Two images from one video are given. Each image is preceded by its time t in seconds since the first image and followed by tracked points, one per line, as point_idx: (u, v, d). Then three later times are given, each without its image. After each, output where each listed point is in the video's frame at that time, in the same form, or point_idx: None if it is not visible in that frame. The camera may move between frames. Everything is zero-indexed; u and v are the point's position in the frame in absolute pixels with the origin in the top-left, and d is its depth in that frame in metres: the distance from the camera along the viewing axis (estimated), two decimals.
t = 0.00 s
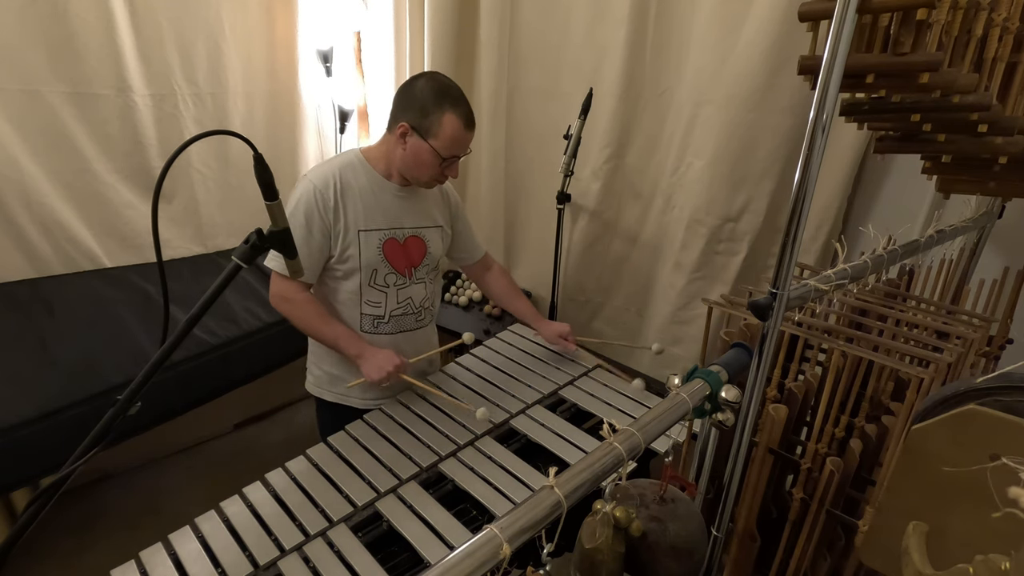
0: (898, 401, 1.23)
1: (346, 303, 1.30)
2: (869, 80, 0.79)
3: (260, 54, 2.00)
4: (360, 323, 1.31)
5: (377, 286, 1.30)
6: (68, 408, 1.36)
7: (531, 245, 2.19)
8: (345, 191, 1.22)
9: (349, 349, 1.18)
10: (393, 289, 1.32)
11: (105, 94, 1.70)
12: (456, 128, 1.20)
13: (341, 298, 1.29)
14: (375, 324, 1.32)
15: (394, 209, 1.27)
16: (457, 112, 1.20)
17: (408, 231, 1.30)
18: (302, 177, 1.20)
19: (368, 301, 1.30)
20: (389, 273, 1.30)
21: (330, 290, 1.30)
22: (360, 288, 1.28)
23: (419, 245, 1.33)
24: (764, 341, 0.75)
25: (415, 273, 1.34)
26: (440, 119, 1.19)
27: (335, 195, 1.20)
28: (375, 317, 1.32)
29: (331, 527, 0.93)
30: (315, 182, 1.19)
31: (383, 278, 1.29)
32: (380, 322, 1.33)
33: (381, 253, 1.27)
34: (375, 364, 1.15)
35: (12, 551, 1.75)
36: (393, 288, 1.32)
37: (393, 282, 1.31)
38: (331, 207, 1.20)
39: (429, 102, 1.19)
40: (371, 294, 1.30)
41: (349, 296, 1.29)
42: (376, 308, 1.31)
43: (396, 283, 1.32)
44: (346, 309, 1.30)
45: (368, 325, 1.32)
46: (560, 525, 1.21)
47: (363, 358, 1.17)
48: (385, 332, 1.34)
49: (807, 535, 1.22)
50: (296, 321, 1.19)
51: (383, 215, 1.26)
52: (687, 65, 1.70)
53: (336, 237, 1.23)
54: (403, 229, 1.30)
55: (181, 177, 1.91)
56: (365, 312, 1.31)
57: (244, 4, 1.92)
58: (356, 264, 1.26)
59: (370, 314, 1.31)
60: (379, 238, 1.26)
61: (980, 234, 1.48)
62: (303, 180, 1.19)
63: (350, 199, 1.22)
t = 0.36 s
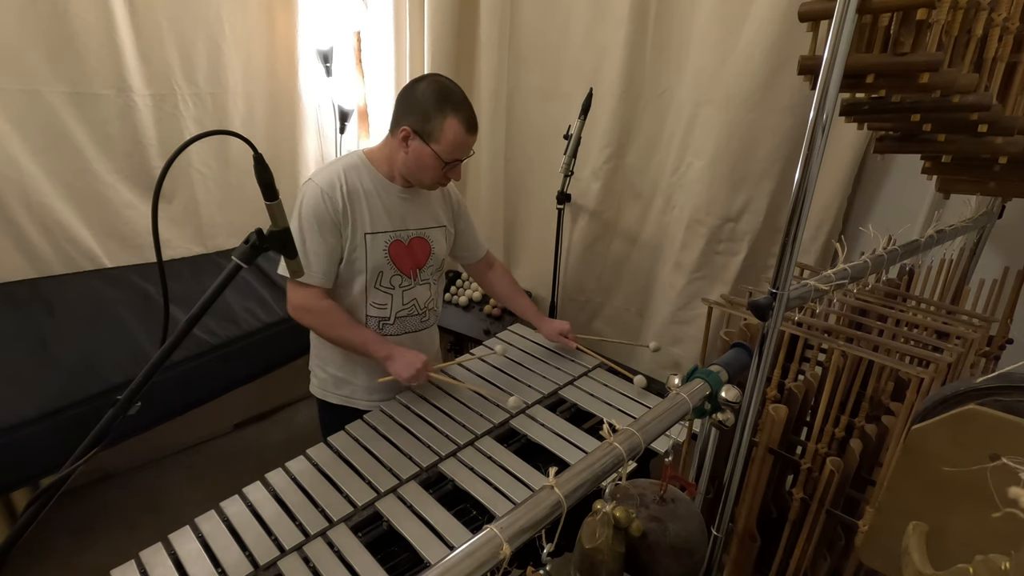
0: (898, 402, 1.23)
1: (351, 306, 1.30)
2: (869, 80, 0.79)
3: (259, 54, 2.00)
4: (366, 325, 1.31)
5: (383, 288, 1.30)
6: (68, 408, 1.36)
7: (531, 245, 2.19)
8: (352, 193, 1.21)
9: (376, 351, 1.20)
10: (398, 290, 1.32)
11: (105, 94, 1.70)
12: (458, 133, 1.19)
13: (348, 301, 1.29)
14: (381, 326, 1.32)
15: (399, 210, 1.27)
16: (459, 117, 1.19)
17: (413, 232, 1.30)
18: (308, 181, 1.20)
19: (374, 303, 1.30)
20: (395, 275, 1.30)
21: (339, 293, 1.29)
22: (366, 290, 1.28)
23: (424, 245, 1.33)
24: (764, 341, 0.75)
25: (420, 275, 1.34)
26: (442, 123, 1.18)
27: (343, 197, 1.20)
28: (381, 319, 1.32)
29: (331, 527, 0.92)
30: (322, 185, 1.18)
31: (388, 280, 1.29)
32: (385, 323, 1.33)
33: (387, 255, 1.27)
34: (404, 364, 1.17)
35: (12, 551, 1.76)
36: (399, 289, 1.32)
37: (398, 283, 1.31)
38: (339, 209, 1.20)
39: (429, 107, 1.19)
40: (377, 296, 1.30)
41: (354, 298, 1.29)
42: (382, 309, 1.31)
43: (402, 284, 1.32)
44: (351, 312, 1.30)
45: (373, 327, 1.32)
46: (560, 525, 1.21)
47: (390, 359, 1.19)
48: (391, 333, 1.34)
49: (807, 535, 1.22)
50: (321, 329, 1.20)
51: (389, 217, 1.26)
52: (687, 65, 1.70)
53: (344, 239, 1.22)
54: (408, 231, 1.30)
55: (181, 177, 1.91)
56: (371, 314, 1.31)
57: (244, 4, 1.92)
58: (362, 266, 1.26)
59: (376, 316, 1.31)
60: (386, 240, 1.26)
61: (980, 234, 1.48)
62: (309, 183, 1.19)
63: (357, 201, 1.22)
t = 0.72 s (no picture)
0: (898, 401, 1.23)
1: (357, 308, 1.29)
2: (869, 80, 0.79)
3: (259, 54, 2.00)
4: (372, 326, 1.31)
5: (389, 289, 1.30)
6: (68, 408, 1.36)
7: (531, 245, 2.19)
8: (360, 194, 1.20)
9: (396, 353, 1.20)
10: (404, 290, 1.32)
11: (105, 94, 1.70)
12: (462, 139, 1.18)
13: (355, 302, 1.29)
14: (387, 326, 1.32)
15: (404, 211, 1.27)
16: (463, 122, 1.18)
17: (417, 232, 1.31)
18: (314, 183, 1.18)
19: (380, 304, 1.30)
20: (401, 275, 1.30)
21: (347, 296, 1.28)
22: (373, 291, 1.28)
23: (428, 245, 1.33)
24: (764, 341, 0.75)
25: (424, 274, 1.35)
26: (446, 129, 1.18)
27: (353, 198, 1.19)
28: (387, 319, 1.32)
29: (331, 527, 0.92)
30: (331, 187, 1.17)
31: (395, 280, 1.29)
32: (391, 323, 1.33)
33: (393, 256, 1.27)
34: (424, 366, 1.19)
35: (12, 552, 1.76)
36: (405, 290, 1.32)
37: (404, 284, 1.31)
38: (350, 211, 1.18)
39: (434, 113, 1.18)
40: (383, 297, 1.30)
41: (360, 299, 1.29)
42: (388, 310, 1.31)
43: (407, 285, 1.32)
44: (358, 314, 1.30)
45: (378, 327, 1.32)
46: (560, 525, 1.21)
47: (409, 362, 1.20)
48: (396, 333, 1.35)
49: (807, 535, 1.21)
50: (341, 333, 1.19)
51: (395, 217, 1.26)
52: (687, 65, 1.70)
53: (354, 241, 1.22)
54: (413, 231, 1.30)
55: (181, 177, 1.91)
56: (377, 314, 1.31)
57: (244, 4, 1.92)
58: (370, 268, 1.26)
59: (382, 316, 1.31)
60: (392, 241, 1.27)
61: (980, 234, 1.48)
62: (317, 186, 1.17)
63: (365, 202, 1.21)
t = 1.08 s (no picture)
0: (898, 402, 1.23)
1: (359, 309, 1.29)
2: (869, 80, 0.79)
3: (259, 54, 2.00)
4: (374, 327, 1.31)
5: (391, 289, 1.30)
6: (68, 408, 1.36)
7: (531, 245, 2.19)
8: (362, 195, 1.20)
9: (395, 353, 1.21)
10: (407, 290, 1.32)
11: (105, 94, 1.70)
12: (466, 142, 1.18)
13: (357, 303, 1.29)
14: (389, 326, 1.32)
15: (405, 211, 1.28)
16: (467, 126, 1.18)
17: (419, 232, 1.31)
18: (317, 184, 1.18)
19: (383, 304, 1.30)
20: (403, 275, 1.30)
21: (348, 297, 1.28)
22: (375, 292, 1.28)
23: (429, 245, 1.34)
24: (764, 341, 0.75)
25: (426, 274, 1.35)
26: (450, 132, 1.17)
27: (355, 199, 1.19)
28: (389, 319, 1.32)
29: (331, 527, 0.92)
30: (334, 187, 1.17)
31: (397, 280, 1.29)
32: (393, 323, 1.33)
33: (395, 256, 1.27)
34: (423, 366, 1.20)
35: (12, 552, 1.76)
36: (407, 290, 1.32)
37: (406, 284, 1.31)
38: (352, 211, 1.18)
39: (438, 116, 1.18)
40: (386, 297, 1.30)
41: (362, 300, 1.28)
42: (391, 310, 1.31)
43: (409, 285, 1.32)
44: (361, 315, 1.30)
45: (380, 327, 1.32)
46: (560, 525, 1.21)
47: (408, 362, 1.21)
48: (399, 334, 1.35)
49: (807, 535, 1.21)
50: (341, 333, 1.19)
51: (397, 217, 1.26)
52: (687, 65, 1.70)
53: (356, 242, 1.21)
54: (415, 231, 1.30)
55: (182, 177, 1.91)
56: (380, 314, 1.30)
57: (244, 4, 1.92)
58: (372, 268, 1.26)
59: (385, 317, 1.31)
60: (394, 242, 1.27)
61: (980, 234, 1.48)
62: (319, 186, 1.17)
63: (367, 203, 1.21)
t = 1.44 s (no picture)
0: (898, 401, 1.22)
1: (355, 309, 1.29)
2: (869, 80, 0.79)
3: (259, 54, 2.00)
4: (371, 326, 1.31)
5: (387, 288, 1.30)
6: (68, 408, 1.36)
7: (531, 245, 2.19)
8: (357, 195, 1.20)
9: (389, 352, 1.21)
10: (402, 290, 1.32)
11: (105, 94, 1.70)
12: (458, 141, 1.18)
13: (354, 303, 1.29)
14: (385, 326, 1.33)
15: (401, 211, 1.27)
16: (459, 125, 1.17)
17: (415, 232, 1.31)
18: (311, 183, 1.18)
19: (378, 303, 1.30)
20: (398, 275, 1.30)
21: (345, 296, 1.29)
22: (371, 292, 1.28)
23: (425, 245, 1.33)
24: (764, 341, 0.75)
25: (422, 274, 1.35)
26: (442, 131, 1.17)
27: (349, 198, 1.19)
28: (386, 319, 1.32)
29: (331, 527, 0.92)
30: (327, 187, 1.17)
31: (393, 280, 1.30)
32: (389, 323, 1.33)
33: (391, 256, 1.27)
34: (418, 365, 1.19)
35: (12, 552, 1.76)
36: (403, 289, 1.32)
37: (402, 284, 1.32)
38: (346, 211, 1.18)
39: (430, 114, 1.17)
40: (381, 297, 1.30)
41: (358, 300, 1.29)
42: (387, 310, 1.32)
43: (405, 284, 1.32)
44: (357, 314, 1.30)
45: (377, 327, 1.32)
46: (560, 525, 1.21)
47: (403, 360, 1.20)
48: (395, 333, 1.35)
49: (807, 535, 1.21)
50: (336, 333, 1.19)
51: (392, 217, 1.26)
52: (687, 65, 1.70)
53: (351, 241, 1.21)
54: (411, 230, 1.30)
55: (181, 177, 1.91)
56: (376, 314, 1.31)
57: (244, 3, 1.91)
58: (367, 268, 1.26)
59: (381, 316, 1.31)
60: (390, 241, 1.26)
61: (980, 234, 1.48)
62: (314, 187, 1.17)
63: (362, 202, 1.21)
